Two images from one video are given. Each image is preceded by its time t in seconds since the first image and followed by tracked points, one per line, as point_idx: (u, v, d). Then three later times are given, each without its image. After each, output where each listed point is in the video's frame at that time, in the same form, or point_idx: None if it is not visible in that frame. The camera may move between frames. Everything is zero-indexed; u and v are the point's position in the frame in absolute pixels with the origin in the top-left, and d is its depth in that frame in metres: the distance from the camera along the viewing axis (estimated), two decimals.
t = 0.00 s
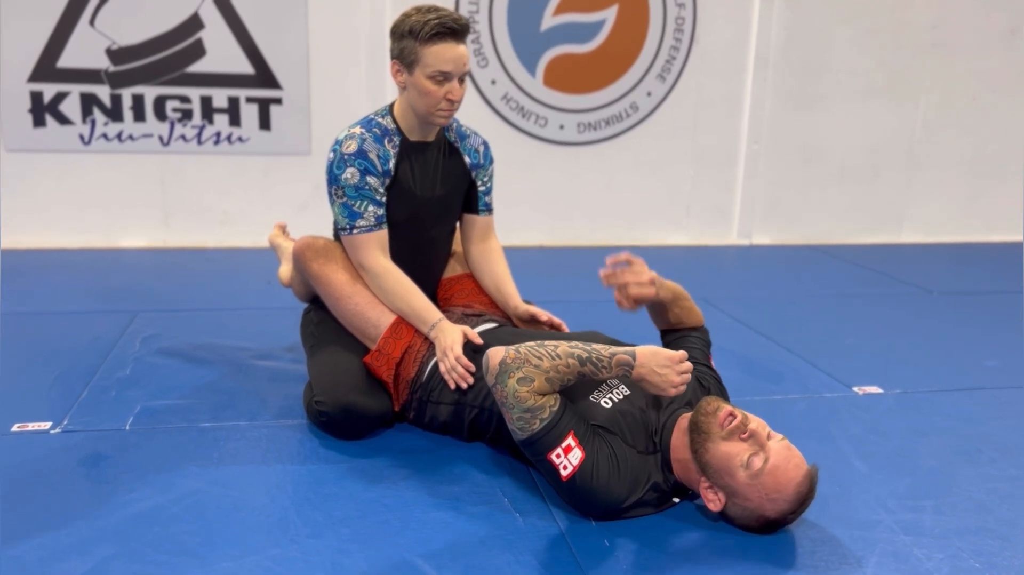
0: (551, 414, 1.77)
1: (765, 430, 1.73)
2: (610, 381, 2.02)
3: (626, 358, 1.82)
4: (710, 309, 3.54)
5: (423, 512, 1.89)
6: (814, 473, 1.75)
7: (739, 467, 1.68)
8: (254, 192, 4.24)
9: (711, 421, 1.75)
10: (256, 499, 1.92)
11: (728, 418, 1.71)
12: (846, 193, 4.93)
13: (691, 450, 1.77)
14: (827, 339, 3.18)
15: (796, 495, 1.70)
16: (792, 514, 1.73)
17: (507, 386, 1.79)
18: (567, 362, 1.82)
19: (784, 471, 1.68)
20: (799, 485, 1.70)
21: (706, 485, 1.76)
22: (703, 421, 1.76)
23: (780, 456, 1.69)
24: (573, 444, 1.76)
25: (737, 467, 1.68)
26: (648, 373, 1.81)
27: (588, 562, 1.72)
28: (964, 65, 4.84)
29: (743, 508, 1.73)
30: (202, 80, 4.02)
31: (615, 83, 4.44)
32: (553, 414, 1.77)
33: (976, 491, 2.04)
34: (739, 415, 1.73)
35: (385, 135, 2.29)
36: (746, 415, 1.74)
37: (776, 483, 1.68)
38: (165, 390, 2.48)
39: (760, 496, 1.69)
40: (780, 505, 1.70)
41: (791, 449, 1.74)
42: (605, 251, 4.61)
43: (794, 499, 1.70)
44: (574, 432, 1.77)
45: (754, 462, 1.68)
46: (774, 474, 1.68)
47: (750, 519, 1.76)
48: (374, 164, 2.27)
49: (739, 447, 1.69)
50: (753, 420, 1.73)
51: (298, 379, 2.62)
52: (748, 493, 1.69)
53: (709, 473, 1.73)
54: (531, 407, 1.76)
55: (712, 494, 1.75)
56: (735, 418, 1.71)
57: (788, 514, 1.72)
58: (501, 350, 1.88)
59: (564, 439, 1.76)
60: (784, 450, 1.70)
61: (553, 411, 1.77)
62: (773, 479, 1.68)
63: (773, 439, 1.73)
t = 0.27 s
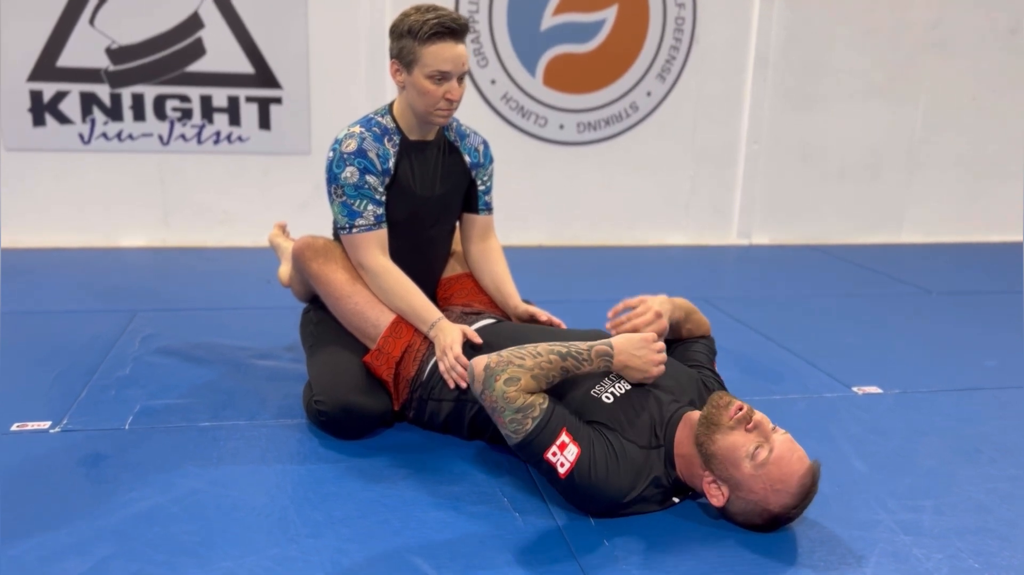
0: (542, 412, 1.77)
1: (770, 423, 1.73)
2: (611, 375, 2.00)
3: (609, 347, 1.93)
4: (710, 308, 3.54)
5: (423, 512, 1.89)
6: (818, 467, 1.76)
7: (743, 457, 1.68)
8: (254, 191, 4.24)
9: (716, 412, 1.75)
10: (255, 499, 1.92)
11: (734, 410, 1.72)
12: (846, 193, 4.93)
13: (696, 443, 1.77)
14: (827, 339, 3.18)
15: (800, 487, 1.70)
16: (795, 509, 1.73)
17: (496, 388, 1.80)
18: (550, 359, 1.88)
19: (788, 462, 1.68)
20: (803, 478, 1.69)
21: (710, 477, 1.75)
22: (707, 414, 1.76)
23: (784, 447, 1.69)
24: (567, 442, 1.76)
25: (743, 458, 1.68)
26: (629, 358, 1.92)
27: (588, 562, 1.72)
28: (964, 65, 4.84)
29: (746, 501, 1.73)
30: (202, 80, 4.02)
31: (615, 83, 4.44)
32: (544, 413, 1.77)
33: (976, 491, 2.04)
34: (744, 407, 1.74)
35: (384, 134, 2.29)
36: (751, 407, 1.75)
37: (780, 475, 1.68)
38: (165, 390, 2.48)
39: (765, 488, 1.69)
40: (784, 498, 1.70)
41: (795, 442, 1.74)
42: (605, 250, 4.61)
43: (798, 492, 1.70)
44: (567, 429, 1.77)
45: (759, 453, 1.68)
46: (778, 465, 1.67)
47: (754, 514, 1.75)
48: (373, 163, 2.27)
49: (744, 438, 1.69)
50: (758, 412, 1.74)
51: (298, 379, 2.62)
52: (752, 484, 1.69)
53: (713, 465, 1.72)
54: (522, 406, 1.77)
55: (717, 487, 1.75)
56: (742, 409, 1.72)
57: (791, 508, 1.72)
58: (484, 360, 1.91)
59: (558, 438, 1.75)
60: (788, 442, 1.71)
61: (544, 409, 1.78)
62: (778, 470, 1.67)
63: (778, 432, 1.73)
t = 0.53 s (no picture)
0: (510, 438, 1.78)
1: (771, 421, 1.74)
2: (608, 376, 1.96)
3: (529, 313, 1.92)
4: (709, 308, 3.53)
5: (422, 512, 1.89)
6: (817, 465, 1.77)
7: (746, 455, 1.67)
8: (253, 191, 4.24)
9: (717, 409, 1.73)
10: (254, 498, 1.92)
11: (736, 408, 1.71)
12: (846, 193, 4.93)
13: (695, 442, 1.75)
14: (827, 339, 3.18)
15: (801, 485, 1.70)
16: (795, 507, 1.73)
17: (455, 427, 1.80)
18: (490, 373, 1.84)
19: (790, 460, 1.68)
20: (804, 475, 1.70)
21: (711, 476, 1.74)
22: (707, 412, 1.75)
23: (786, 445, 1.70)
24: (542, 462, 1.77)
25: (745, 455, 1.67)
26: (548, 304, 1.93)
27: (586, 561, 1.72)
28: (964, 65, 4.84)
29: (746, 499, 1.73)
30: (201, 79, 4.01)
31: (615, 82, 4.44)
32: (511, 438, 1.78)
33: (975, 491, 2.04)
34: (745, 404, 1.73)
35: (384, 133, 2.29)
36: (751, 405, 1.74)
37: (782, 472, 1.68)
38: (164, 389, 2.48)
39: (766, 485, 1.69)
40: (785, 495, 1.70)
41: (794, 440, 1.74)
42: (605, 250, 4.61)
43: (799, 490, 1.70)
44: (537, 449, 1.77)
45: (761, 450, 1.68)
46: (781, 462, 1.68)
47: (754, 512, 1.75)
48: (373, 162, 2.27)
49: (747, 435, 1.69)
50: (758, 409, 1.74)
51: (297, 379, 2.62)
52: (754, 482, 1.69)
53: (715, 464, 1.71)
54: (489, 440, 1.78)
55: (717, 486, 1.74)
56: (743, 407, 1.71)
57: (792, 506, 1.72)
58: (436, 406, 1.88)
59: (532, 461, 1.77)
60: (789, 441, 1.71)
61: (510, 435, 1.79)
62: (780, 467, 1.68)
63: (778, 430, 1.73)
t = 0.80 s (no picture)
0: (499, 446, 1.83)
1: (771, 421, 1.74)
2: (606, 376, 1.96)
3: (467, 310, 1.86)
4: (709, 309, 3.53)
5: (422, 512, 1.89)
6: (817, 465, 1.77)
7: (746, 454, 1.68)
8: (253, 191, 4.24)
9: (717, 409, 1.74)
10: (254, 499, 1.92)
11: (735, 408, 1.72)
12: (846, 192, 4.93)
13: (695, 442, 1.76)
14: (827, 339, 3.18)
15: (801, 484, 1.70)
16: (796, 508, 1.73)
17: (446, 444, 1.86)
18: (455, 381, 1.87)
19: (790, 459, 1.69)
20: (804, 476, 1.70)
21: (711, 476, 1.74)
22: (706, 412, 1.75)
23: (786, 444, 1.70)
24: (535, 466, 1.80)
25: (745, 455, 1.67)
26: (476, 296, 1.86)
27: (586, 561, 1.73)
28: (964, 64, 4.84)
29: (747, 499, 1.72)
30: (201, 79, 4.01)
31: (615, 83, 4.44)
32: (500, 445, 1.83)
33: (975, 491, 2.04)
34: (746, 405, 1.74)
35: (384, 132, 2.29)
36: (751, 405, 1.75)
37: (782, 472, 1.68)
38: (163, 390, 2.48)
39: (766, 485, 1.69)
40: (786, 495, 1.71)
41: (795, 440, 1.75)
42: (605, 250, 4.61)
43: (799, 490, 1.70)
44: (527, 454, 1.81)
45: (761, 449, 1.68)
46: (781, 461, 1.68)
47: (754, 512, 1.75)
48: (372, 162, 2.27)
49: (746, 434, 1.69)
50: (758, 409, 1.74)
51: (297, 379, 2.61)
52: (754, 482, 1.69)
53: (715, 463, 1.71)
54: (480, 452, 1.84)
55: (718, 486, 1.74)
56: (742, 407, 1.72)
57: (792, 506, 1.72)
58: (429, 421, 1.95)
59: (524, 467, 1.81)
60: (789, 441, 1.72)
61: (499, 442, 1.84)
62: (780, 466, 1.68)
63: (778, 430, 1.74)
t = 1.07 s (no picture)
0: (499, 422, 1.87)
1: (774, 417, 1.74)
2: (604, 373, 1.97)
3: (517, 301, 1.89)
4: (709, 309, 3.54)
5: (422, 513, 1.89)
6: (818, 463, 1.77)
7: (751, 448, 1.67)
8: (253, 191, 4.24)
9: (722, 405, 1.74)
10: (254, 500, 1.92)
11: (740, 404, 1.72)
12: (846, 193, 4.93)
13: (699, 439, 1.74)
14: (827, 340, 3.18)
15: (804, 480, 1.70)
16: (798, 505, 1.73)
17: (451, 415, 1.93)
18: (480, 361, 1.92)
19: (794, 455, 1.68)
20: (806, 472, 1.70)
21: (715, 473, 1.72)
22: (711, 409, 1.74)
23: (790, 440, 1.70)
24: (531, 446, 1.82)
25: (751, 449, 1.67)
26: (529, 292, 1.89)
27: (586, 561, 1.73)
28: (964, 65, 4.84)
29: (751, 496, 1.71)
30: (201, 80, 4.01)
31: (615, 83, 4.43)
32: (499, 422, 1.87)
33: (975, 493, 2.04)
34: (750, 402, 1.74)
35: (384, 134, 2.29)
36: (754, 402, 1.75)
37: (787, 467, 1.68)
38: (163, 390, 2.48)
39: (771, 480, 1.68)
40: (789, 491, 1.70)
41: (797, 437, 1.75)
42: (605, 251, 4.61)
43: (802, 486, 1.70)
44: (525, 434, 1.84)
45: (766, 445, 1.68)
46: (785, 456, 1.68)
47: (757, 509, 1.74)
48: (372, 163, 2.27)
49: (752, 430, 1.69)
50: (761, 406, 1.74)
51: (297, 379, 2.61)
52: (759, 477, 1.68)
53: (719, 459, 1.70)
54: (481, 425, 1.89)
55: (721, 483, 1.73)
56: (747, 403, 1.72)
57: (795, 503, 1.72)
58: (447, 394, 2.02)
59: (521, 446, 1.83)
60: (792, 437, 1.72)
61: (500, 419, 1.88)
62: (785, 461, 1.67)
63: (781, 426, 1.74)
